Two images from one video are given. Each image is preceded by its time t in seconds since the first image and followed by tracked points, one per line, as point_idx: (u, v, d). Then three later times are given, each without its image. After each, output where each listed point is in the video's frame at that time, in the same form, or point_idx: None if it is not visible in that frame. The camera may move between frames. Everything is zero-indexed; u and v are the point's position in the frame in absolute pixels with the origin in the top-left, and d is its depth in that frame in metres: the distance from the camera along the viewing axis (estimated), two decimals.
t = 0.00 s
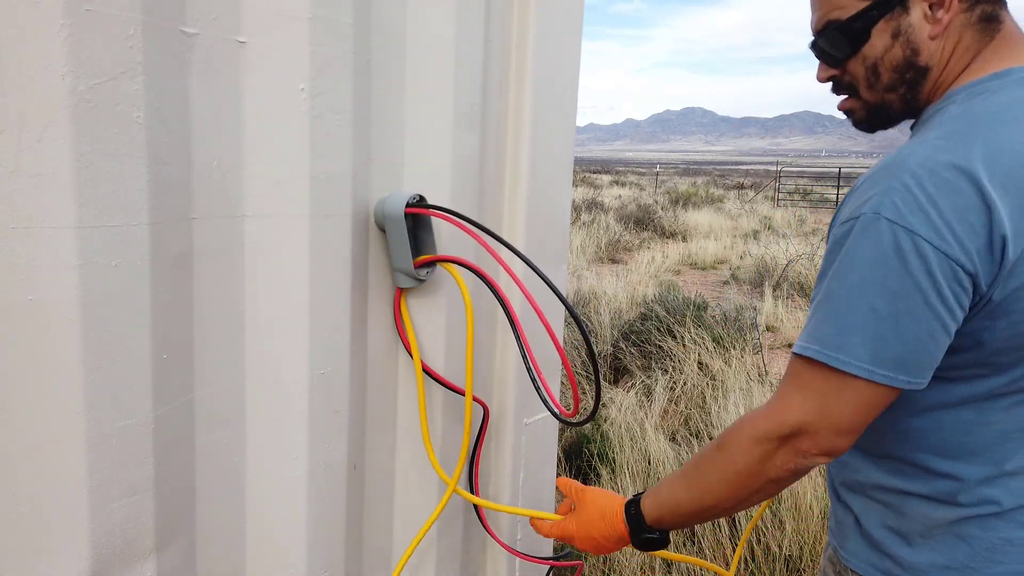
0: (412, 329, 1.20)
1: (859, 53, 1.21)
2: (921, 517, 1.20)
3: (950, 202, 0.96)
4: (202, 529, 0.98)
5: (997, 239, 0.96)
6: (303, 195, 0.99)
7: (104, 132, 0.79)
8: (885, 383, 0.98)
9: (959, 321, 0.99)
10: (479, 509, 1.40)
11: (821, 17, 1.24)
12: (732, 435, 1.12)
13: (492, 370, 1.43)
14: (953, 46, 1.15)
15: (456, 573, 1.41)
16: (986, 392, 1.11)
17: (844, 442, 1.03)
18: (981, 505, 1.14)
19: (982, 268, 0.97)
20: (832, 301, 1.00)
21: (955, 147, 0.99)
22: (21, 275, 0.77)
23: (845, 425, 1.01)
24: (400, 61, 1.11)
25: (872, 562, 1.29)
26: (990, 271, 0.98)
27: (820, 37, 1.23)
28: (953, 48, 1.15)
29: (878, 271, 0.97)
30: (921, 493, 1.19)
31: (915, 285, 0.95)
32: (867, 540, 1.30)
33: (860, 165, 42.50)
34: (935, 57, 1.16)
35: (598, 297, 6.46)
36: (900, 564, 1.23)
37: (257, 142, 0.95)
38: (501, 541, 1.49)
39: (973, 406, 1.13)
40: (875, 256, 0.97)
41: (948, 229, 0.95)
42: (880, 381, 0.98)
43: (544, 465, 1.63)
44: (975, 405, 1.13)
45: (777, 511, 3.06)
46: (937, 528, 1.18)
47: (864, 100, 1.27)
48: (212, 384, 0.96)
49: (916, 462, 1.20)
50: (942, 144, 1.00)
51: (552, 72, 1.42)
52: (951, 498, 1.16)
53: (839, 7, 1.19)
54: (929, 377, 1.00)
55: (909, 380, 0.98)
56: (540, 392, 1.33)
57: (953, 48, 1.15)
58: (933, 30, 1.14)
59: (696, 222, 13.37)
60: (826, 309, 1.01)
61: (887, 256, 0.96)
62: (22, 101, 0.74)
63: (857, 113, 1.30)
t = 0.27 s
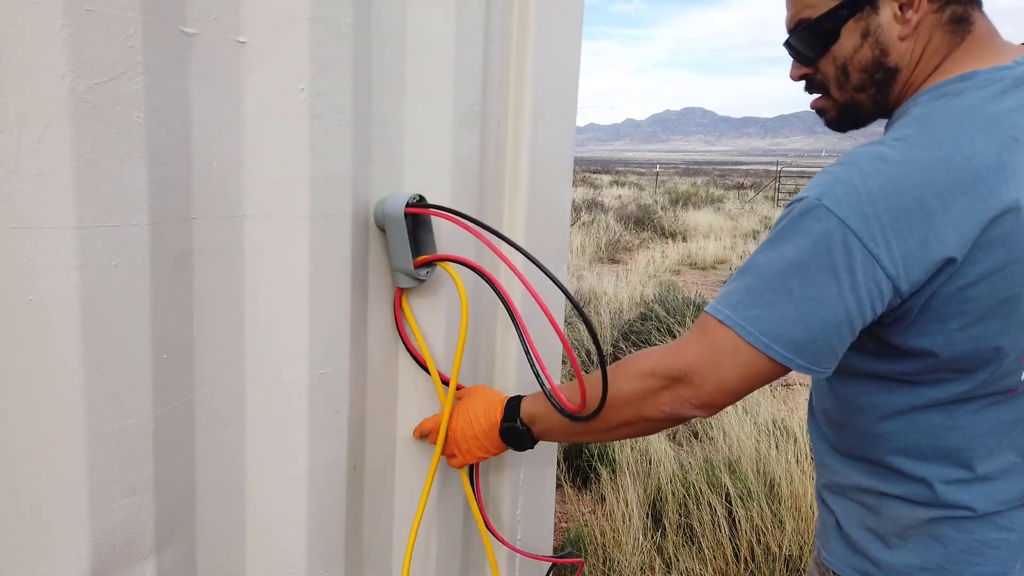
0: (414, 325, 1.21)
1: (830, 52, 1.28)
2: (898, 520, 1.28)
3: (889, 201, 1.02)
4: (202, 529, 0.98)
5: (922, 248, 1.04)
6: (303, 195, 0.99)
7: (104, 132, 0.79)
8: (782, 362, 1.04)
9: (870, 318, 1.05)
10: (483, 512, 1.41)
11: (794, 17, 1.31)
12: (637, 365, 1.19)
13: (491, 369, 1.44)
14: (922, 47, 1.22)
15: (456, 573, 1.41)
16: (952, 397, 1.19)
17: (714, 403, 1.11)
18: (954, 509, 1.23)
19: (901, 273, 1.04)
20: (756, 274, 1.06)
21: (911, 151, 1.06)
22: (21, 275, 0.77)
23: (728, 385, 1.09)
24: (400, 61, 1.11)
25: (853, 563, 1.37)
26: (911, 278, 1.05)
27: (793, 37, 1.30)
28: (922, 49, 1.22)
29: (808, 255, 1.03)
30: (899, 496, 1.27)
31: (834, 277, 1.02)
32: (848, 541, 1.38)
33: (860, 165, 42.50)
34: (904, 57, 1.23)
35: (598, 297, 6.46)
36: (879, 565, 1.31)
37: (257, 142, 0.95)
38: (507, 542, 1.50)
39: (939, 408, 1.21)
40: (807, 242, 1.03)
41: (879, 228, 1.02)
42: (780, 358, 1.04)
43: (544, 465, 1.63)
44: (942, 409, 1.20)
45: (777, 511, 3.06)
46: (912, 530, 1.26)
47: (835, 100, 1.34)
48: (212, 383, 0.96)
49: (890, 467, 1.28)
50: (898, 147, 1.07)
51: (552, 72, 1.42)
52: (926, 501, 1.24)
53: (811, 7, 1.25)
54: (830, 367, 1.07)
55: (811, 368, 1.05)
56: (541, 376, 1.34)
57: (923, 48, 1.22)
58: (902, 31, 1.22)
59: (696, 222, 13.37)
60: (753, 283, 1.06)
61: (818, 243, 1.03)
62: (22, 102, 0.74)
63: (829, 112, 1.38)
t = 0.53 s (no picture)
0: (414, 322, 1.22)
1: (806, 57, 1.29)
2: (877, 514, 1.28)
3: (869, 202, 1.04)
4: (202, 529, 0.98)
5: (908, 246, 1.04)
6: (303, 195, 0.99)
7: (104, 132, 0.79)
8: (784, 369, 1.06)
9: (867, 317, 1.07)
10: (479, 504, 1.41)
11: (773, 22, 1.33)
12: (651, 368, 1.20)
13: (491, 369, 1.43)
14: (896, 50, 1.22)
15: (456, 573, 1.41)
16: (928, 394, 1.19)
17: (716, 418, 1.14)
18: (932, 504, 1.23)
19: (889, 270, 1.05)
20: (748, 284, 1.09)
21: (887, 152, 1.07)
22: (20, 275, 0.77)
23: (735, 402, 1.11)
24: (400, 61, 1.11)
25: (836, 560, 1.37)
26: (901, 275, 1.06)
27: (772, 42, 1.32)
28: (896, 52, 1.22)
29: (795, 261, 1.05)
30: (879, 492, 1.28)
31: (827, 281, 1.04)
32: (833, 538, 1.39)
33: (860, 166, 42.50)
34: (878, 61, 1.23)
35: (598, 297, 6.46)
36: (861, 561, 1.32)
37: (257, 142, 0.95)
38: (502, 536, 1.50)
39: (917, 405, 1.21)
40: (794, 249, 1.06)
41: (862, 228, 1.04)
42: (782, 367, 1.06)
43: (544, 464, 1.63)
44: (918, 405, 1.21)
45: (777, 511, 3.06)
46: (892, 525, 1.27)
47: (815, 103, 1.35)
48: (211, 383, 0.96)
49: (869, 463, 1.29)
50: (874, 149, 1.09)
51: (552, 72, 1.42)
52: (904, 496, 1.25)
53: (785, 13, 1.27)
54: (836, 370, 1.09)
55: (812, 373, 1.07)
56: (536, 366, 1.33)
57: (896, 51, 1.22)
58: (875, 35, 1.21)
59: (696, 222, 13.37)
60: (745, 294, 1.09)
61: (806, 249, 1.05)
62: (21, 102, 0.74)
63: (810, 116, 1.38)
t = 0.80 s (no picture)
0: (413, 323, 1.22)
1: (801, 58, 1.29)
2: (887, 512, 1.28)
3: (857, 196, 1.04)
4: (202, 529, 0.98)
5: (895, 241, 1.05)
6: (303, 195, 1.00)
7: (104, 132, 0.79)
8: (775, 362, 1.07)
9: (854, 310, 1.08)
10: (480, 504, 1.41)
11: (766, 25, 1.32)
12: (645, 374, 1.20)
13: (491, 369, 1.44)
14: (890, 50, 1.22)
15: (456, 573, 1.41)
16: (929, 391, 1.19)
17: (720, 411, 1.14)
18: (941, 500, 1.23)
19: (875, 265, 1.06)
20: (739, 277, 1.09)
21: (877, 146, 1.07)
22: (20, 275, 0.77)
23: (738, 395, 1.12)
24: (399, 61, 1.11)
25: (846, 556, 1.37)
26: (887, 270, 1.07)
27: (765, 45, 1.32)
28: (890, 53, 1.22)
29: (785, 254, 1.06)
30: (887, 489, 1.27)
31: (815, 275, 1.05)
32: (842, 535, 1.39)
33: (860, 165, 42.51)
34: (873, 61, 1.23)
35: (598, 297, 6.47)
36: (872, 559, 1.32)
37: (257, 142, 0.95)
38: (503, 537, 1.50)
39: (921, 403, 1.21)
40: (784, 242, 1.06)
41: (851, 222, 1.04)
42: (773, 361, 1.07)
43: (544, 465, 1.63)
44: (918, 403, 1.21)
45: (777, 511, 3.06)
46: (902, 522, 1.27)
47: (808, 105, 1.34)
48: (211, 384, 0.96)
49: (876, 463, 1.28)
50: (865, 142, 1.08)
51: (552, 72, 1.42)
52: (912, 493, 1.25)
53: (779, 15, 1.27)
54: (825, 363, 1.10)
55: (803, 366, 1.08)
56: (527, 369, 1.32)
57: (890, 52, 1.22)
58: (870, 36, 1.21)
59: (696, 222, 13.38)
60: (733, 287, 1.09)
61: (794, 244, 1.06)
62: (21, 102, 0.74)
63: (803, 117, 1.38)
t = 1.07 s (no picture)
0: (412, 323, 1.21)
1: (810, 60, 1.26)
2: (903, 512, 1.26)
3: (875, 203, 1.02)
4: (202, 530, 0.98)
5: (917, 243, 1.03)
6: (303, 195, 1.00)
7: (103, 132, 0.79)
8: (811, 375, 1.05)
9: (886, 316, 1.05)
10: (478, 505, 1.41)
11: (773, 27, 1.30)
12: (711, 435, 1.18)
13: (490, 370, 1.44)
14: (899, 52, 1.20)
15: (456, 573, 1.41)
16: (947, 391, 1.17)
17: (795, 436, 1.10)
18: (959, 498, 1.21)
19: (899, 268, 1.03)
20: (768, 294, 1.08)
21: (888, 151, 1.05)
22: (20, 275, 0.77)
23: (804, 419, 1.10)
24: (400, 60, 1.11)
25: (860, 556, 1.35)
26: (914, 272, 1.04)
27: (774, 47, 1.29)
28: (900, 56, 1.21)
29: (811, 268, 1.05)
30: (903, 489, 1.26)
31: (841, 284, 1.03)
32: (855, 534, 1.37)
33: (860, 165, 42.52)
34: (883, 63, 1.21)
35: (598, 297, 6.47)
36: (888, 558, 1.30)
37: (257, 141, 0.95)
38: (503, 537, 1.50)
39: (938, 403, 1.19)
40: (806, 254, 1.05)
41: (870, 229, 1.02)
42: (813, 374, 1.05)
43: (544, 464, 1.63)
44: (938, 403, 1.19)
45: (777, 511, 3.07)
46: (919, 521, 1.25)
47: (817, 107, 1.32)
48: (211, 383, 0.96)
49: (891, 462, 1.26)
50: (875, 148, 1.07)
51: (552, 72, 1.42)
52: (930, 492, 1.23)
53: (788, 17, 1.24)
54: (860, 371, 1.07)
55: (841, 377, 1.05)
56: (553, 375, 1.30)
57: (900, 54, 1.20)
58: (880, 38, 1.19)
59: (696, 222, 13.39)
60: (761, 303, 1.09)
61: (817, 255, 1.04)
62: (21, 102, 0.74)
63: (810, 120, 1.35)
